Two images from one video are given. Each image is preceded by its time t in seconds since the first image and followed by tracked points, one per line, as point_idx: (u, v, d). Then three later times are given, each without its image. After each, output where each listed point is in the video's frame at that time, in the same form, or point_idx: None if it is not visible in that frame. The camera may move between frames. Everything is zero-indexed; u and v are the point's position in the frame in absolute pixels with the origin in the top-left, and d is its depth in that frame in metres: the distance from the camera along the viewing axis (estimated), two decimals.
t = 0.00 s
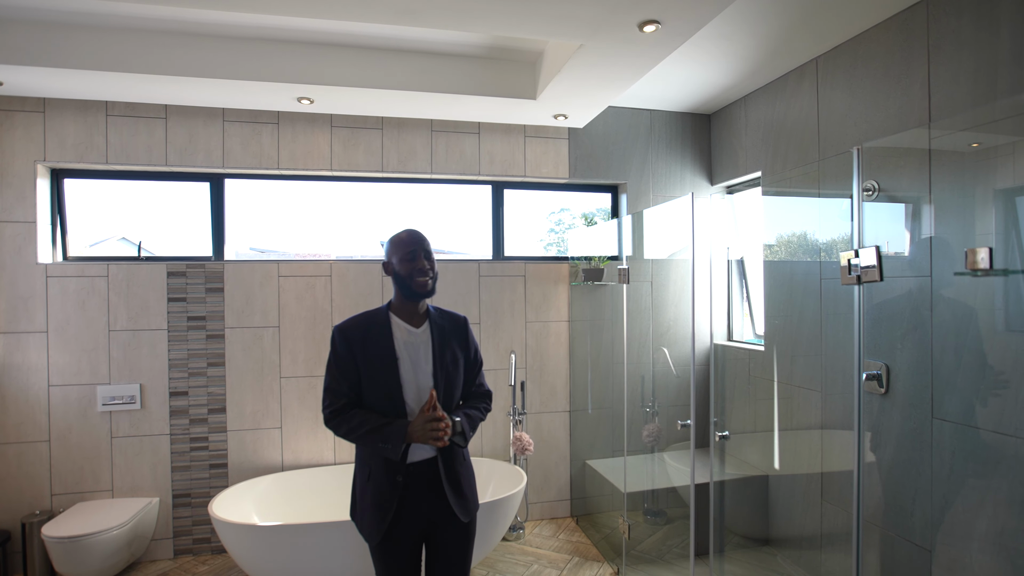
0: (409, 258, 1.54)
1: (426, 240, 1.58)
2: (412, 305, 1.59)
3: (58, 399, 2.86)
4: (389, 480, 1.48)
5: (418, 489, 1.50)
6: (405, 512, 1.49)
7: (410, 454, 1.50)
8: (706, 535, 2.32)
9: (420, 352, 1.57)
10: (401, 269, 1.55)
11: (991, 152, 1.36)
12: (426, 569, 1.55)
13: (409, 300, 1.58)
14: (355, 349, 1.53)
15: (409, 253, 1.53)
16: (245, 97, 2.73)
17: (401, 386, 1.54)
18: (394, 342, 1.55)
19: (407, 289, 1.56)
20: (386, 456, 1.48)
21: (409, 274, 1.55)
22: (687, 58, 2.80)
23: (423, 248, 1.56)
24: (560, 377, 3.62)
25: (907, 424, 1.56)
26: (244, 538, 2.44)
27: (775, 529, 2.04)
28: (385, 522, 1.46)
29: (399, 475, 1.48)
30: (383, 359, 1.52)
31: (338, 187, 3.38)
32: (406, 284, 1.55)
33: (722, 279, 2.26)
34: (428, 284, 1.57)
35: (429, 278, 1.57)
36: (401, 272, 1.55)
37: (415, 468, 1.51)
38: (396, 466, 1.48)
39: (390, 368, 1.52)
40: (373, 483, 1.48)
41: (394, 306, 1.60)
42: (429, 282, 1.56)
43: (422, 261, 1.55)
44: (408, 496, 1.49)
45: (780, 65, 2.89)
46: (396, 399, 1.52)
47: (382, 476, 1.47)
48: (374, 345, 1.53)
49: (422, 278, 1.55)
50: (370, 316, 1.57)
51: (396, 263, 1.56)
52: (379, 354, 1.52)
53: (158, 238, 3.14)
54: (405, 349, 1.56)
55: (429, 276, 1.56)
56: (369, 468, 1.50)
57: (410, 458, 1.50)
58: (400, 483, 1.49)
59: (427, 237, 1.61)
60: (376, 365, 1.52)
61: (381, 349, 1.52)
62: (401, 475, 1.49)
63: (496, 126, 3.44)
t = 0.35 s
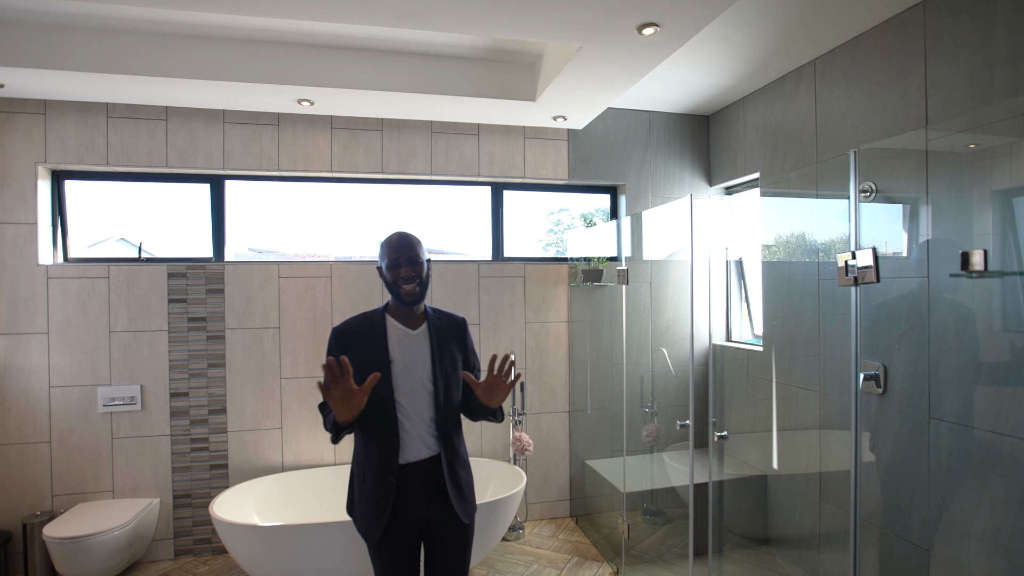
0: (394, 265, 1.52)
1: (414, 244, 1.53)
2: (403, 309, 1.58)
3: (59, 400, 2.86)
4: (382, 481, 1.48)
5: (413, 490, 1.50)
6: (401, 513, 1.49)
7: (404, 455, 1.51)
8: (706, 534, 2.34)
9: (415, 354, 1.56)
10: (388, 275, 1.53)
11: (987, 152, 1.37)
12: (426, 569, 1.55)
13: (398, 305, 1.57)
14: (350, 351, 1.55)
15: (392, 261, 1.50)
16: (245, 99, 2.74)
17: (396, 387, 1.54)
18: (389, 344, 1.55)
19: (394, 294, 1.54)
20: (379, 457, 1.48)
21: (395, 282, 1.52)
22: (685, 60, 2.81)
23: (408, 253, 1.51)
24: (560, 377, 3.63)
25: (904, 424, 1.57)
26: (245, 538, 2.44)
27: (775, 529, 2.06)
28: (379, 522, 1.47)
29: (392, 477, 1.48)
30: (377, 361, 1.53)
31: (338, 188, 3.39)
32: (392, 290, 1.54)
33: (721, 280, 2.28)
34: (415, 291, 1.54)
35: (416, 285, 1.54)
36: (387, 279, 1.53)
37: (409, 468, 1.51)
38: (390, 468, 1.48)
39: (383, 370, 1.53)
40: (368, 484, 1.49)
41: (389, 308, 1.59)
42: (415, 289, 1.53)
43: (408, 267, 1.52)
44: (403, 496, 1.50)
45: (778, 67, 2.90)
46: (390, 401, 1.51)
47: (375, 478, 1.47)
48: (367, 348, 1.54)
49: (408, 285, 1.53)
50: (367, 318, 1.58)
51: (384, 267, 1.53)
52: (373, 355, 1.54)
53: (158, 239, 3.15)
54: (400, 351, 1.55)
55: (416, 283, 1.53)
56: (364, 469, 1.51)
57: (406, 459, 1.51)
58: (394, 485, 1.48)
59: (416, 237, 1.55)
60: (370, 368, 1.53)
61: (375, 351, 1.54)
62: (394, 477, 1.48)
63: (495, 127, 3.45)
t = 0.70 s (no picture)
0: (396, 268, 1.53)
1: (409, 244, 1.55)
2: (409, 312, 1.59)
3: (58, 401, 2.86)
4: (376, 481, 1.48)
5: (408, 490, 1.50)
6: (396, 513, 1.49)
7: (398, 455, 1.51)
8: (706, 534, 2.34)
9: (411, 354, 1.56)
10: (393, 278, 1.53)
11: (985, 153, 1.37)
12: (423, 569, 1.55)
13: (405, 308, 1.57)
14: (345, 352, 1.55)
15: (396, 264, 1.50)
16: (245, 99, 2.74)
17: (391, 387, 1.54)
18: (384, 345, 1.55)
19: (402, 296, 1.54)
20: (373, 458, 1.49)
21: (401, 285, 1.53)
22: (684, 61, 2.81)
23: (406, 254, 1.54)
24: (559, 377, 3.64)
25: (903, 424, 1.57)
26: (245, 538, 2.45)
27: (774, 529, 2.06)
28: (374, 523, 1.47)
29: (384, 478, 1.48)
30: (373, 361, 1.53)
31: (337, 188, 3.39)
32: (400, 295, 1.54)
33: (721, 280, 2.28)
34: (422, 288, 1.56)
35: (422, 282, 1.56)
36: (392, 284, 1.53)
37: (404, 469, 1.51)
38: (383, 469, 1.49)
39: (379, 370, 1.53)
40: (362, 484, 1.50)
41: (387, 309, 1.60)
42: (423, 287, 1.56)
43: (411, 267, 1.54)
44: (398, 496, 1.50)
45: (777, 68, 2.90)
46: (385, 401, 1.52)
47: (368, 479, 1.48)
48: (363, 348, 1.54)
49: (415, 285, 1.54)
50: (363, 319, 1.58)
51: (386, 272, 1.53)
52: (368, 356, 1.54)
53: (158, 239, 3.15)
54: (396, 352, 1.55)
55: (421, 281, 1.56)
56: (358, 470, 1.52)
57: (400, 459, 1.51)
58: (388, 486, 1.49)
59: (405, 239, 1.57)
60: (365, 369, 1.53)
61: (370, 352, 1.54)
62: (388, 477, 1.49)
63: (495, 127, 3.46)
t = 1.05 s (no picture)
0: (382, 269, 1.53)
1: (401, 247, 1.53)
2: (396, 311, 1.59)
3: (57, 401, 2.86)
4: (371, 482, 1.48)
5: (405, 491, 1.51)
6: (393, 514, 1.50)
7: (395, 456, 1.52)
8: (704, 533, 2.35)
9: (408, 355, 1.57)
10: (377, 279, 1.54)
11: (982, 154, 1.39)
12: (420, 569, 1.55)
13: (390, 307, 1.59)
14: (342, 354, 1.56)
15: (380, 265, 1.51)
16: (244, 100, 2.74)
17: (387, 388, 1.54)
18: (381, 346, 1.56)
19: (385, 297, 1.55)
20: (370, 459, 1.49)
21: (384, 286, 1.53)
22: (683, 61, 2.82)
23: (396, 258, 1.52)
24: (558, 378, 3.64)
25: (901, 424, 1.58)
26: (244, 539, 2.45)
27: (772, 528, 2.07)
28: (371, 524, 1.47)
29: (381, 479, 1.48)
30: (369, 362, 1.54)
31: (336, 189, 3.40)
32: (383, 295, 1.55)
33: (719, 280, 2.29)
34: (405, 294, 1.55)
35: (406, 288, 1.54)
36: (376, 284, 1.55)
37: (400, 470, 1.51)
38: (379, 470, 1.49)
39: (375, 372, 1.53)
40: (359, 485, 1.50)
41: (382, 310, 1.61)
42: (405, 293, 1.54)
43: (396, 271, 1.52)
44: (395, 498, 1.50)
45: (776, 69, 2.91)
46: (381, 403, 1.52)
47: (364, 480, 1.48)
48: (360, 350, 1.54)
49: (397, 289, 1.53)
50: (360, 320, 1.59)
51: (372, 272, 1.54)
52: (365, 358, 1.54)
53: (158, 239, 3.16)
54: (392, 353, 1.56)
55: (404, 287, 1.54)
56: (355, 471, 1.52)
57: (397, 460, 1.52)
58: (385, 487, 1.49)
59: (404, 241, 1.55)
60: (362, 370, 1.53)
61: (367, 354, 1.54)
62: (384, 479, 1.49)
63: (494, 128, 3.46)
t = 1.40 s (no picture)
0: (381, 269, 1.53)
1: (401, 247, 1.54)
2: (394, 311, 1.60)
3: (57, 401, 2.86)
4: (371, 482, 1.49)
5: (403, 490, 1.51)
6: (392, 514, 1.50)
7: (394, 454, 1.52)
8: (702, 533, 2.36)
9: (406, 354, 1.57)
10: (376, 278, 1.54)
11: (981, 154, 1.39)
12: (420, 568, 1.56)
13: (388, 307, 1.59)
14: (341, 354, 1.56)
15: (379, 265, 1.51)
16: (244, 100, 2.75)
17: (386, 388, 1.55)
18: (379, 346, 1.56)
19: (383, 296, 1.56)
20: (369, 458, 1.50)
21: (383, 286, 1.54)
22: (682, 62, 2.83)
23: (397, 257, 1.53)
24: (557, 377, 3.65)
25: (898, 424, 1.59)
26: (244, 538, 2.45)
27: (770, 528, 2.08)
28: (370, 523, 1.48)
29: (380, 478, 1.49)
30: (368, 362, 1.54)
31: (336, 189, 3.40)
32: (382, 294, 1.55)
33: (717, 280, 2.31)
34: (404, 293, 1.55)
35: (406, 287, 1.55)
36: (375, 283, 1.55)
37: (399, 468, 1.52)
38: (379, 469, 1.49)
39: (374, 372, 1.54)
40: (358, 484, 1.50)
41: (381, 310, 1.61)
42: (404, 292, 1.54)
43: (395, 271, 1.53)
44: (394, 497, 1.51)
45: (775, 70, 2.92)
46: (380, 402, 1.52)
47: (363, 480, 1.49)
48: (358, 350, 1.55)
49: (397, 289, 1.54)
50: (358, 319, 1.60)
51: (372, 272, 1.54)
52: (364, 358, 1.55)
53: (157, 239, 3.16)
54: (391, 353, 1.56)
55: (404, 286, 1.54)
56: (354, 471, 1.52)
57: (396, 458, 1.52)
58: (384, 486, 1.50)
59: (403, 240, 1.56)
60: (360, 370, 1.54)
61: (365, 354, 1.55)
62: (383, 478, 1.49)
63: (493, 128, 3.47)
